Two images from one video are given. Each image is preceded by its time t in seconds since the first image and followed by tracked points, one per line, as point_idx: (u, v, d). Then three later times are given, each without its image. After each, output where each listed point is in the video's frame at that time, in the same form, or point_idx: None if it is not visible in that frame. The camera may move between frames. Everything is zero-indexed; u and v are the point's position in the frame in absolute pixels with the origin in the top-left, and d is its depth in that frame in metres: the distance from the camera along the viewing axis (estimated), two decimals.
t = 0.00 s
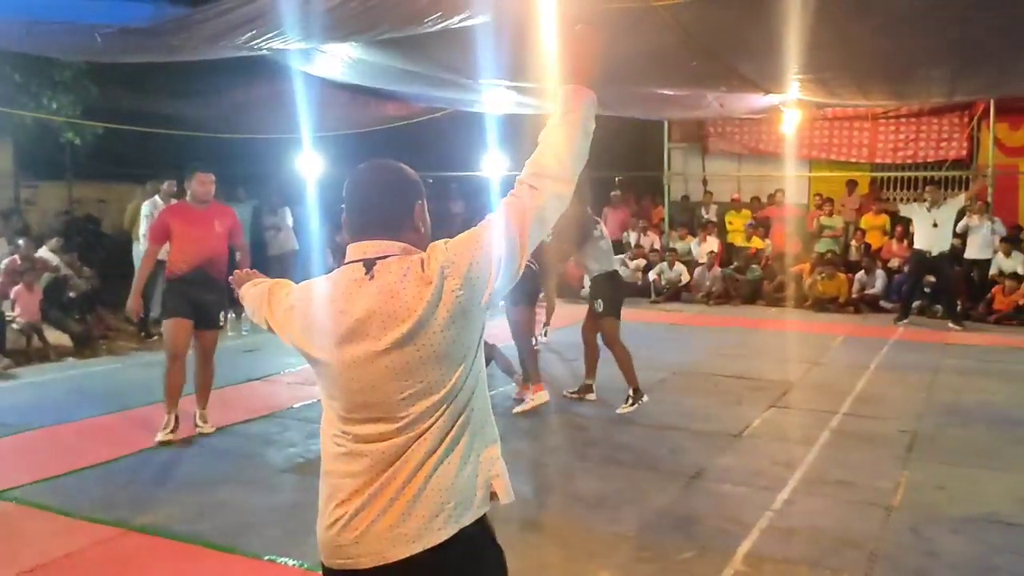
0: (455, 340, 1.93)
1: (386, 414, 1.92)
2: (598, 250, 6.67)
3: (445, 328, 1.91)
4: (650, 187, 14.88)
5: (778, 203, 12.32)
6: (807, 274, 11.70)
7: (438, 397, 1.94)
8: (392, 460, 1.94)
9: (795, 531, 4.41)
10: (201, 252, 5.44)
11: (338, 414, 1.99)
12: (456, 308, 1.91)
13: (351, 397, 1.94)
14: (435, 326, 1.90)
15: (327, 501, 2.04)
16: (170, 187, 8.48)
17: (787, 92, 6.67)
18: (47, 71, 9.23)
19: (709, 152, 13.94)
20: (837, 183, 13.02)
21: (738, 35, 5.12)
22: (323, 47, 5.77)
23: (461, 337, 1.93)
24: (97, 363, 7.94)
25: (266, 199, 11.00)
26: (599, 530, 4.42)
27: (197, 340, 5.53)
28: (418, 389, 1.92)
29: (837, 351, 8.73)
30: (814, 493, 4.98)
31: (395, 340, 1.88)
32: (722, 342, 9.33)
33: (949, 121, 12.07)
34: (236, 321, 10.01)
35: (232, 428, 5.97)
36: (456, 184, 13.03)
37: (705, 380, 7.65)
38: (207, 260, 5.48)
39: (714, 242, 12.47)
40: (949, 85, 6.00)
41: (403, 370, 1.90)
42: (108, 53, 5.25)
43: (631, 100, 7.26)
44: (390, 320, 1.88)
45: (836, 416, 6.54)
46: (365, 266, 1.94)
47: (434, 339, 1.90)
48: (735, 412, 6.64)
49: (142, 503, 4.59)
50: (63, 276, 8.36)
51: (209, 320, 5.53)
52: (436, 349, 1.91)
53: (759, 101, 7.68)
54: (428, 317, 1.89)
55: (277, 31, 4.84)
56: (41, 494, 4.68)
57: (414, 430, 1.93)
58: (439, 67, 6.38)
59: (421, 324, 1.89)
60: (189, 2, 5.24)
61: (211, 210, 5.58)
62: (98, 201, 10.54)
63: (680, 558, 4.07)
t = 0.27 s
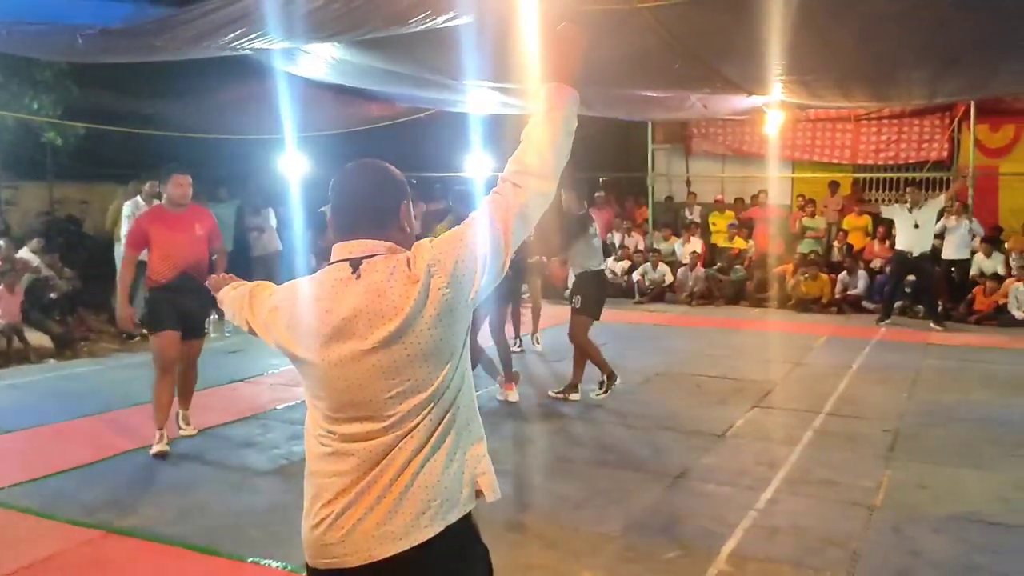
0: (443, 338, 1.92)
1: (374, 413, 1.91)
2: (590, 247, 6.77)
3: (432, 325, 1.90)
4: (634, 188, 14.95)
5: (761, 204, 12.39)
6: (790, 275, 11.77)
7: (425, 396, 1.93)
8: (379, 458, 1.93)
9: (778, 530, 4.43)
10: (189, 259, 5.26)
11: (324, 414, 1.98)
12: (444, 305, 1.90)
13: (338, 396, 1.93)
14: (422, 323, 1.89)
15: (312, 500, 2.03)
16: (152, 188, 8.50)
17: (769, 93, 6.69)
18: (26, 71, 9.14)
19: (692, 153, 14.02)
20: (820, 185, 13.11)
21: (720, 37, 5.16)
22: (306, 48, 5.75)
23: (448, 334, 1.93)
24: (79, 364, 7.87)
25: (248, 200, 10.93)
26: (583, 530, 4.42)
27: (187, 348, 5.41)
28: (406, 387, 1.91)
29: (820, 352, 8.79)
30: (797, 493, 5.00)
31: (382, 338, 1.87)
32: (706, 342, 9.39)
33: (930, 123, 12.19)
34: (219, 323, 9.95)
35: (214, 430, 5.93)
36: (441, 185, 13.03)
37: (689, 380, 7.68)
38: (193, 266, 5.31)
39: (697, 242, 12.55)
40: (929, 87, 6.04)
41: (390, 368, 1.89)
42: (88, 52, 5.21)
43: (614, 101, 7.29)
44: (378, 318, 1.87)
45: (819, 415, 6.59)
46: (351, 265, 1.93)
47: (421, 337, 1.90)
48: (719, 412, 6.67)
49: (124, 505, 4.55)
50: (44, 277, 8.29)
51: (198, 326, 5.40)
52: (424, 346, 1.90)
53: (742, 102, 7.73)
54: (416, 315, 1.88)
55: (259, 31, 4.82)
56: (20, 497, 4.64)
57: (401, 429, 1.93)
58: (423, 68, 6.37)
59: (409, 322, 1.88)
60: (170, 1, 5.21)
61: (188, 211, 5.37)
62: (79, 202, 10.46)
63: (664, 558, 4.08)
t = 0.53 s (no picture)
0: (430, 337, 1.93)
1: (361, 412, 1.92)
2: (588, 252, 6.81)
3: (420, 323, 1.90)
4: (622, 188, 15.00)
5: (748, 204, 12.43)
6: (776, 275, 11.84)
7: (412, 394, 1.94)
8: (365, 457, 1.93)
9: (764, 529, 4.46)
10: (174, 258, 5.13)
11: (310, 412, 1.98)
12: (432, 304, 1.91)
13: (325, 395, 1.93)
14: (410, 321, 1.89)
15: (297, 499, 2.02)
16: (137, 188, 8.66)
17: (756, 94, 6.73)
18: (11, 69, 9.08)
19: (679, 154, 14.08)
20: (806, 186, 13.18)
21: (707, 39, 5.19)
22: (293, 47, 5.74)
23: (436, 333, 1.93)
24: (63, 364, 7.83)
25: (234, 199, 10.89)
26: (571, 530, 4.43)
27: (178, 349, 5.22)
28: (393, 385, 1.91)
29: (806, 352, 8.84)
30: (783, 492, 5.04)
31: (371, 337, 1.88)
32: (693, 342, 9.44)
33: (915, 125, 12.28)
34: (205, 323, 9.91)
35: (201, 430, 5.91)
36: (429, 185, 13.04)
37: (676, 380, 7.71)
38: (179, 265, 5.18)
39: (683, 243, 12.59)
40: (914, 89, 6.10)
41: (378, 367, 1.89)
42: (73, 50, 5.18)
43: (602, 101, 7.32)
44: (366, 317, 1.87)
45: (804, 415, 6.63)
46: (339, 264, 1.93)
47: (409, 336, 1.90)
48: (705, 412, 6.70)
49: (109, 506, 4.53)
50: (29, 277, 8.28)
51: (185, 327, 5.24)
52: (412, 345, 1.91)
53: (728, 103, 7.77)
54: (404, 313, 1.88)
55: (246, 30, 4.81)
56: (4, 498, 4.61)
57: (389, 428, 1.93)
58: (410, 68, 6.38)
59: (398, 320, 1.88)
60: None
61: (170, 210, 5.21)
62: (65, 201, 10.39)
63: (651, 557, 4.10)
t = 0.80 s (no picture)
0: (418, 335, 1.93)
1: (349, 410, 1.91)
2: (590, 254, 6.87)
3: (408, 322, 1.90)
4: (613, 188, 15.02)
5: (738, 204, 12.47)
6: (766, 275, 11.88)
7: (399, 393, 1.93)
8: (352, 456, 1.93)
9: (753, 528, 4.47)
10: (175, 260, 5.01)
11: (297, 411, 1.97)
12: (420, 302, 1.90)
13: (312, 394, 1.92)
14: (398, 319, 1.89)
15: (283, 499, 2.01)
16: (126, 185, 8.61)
17: (746, 95, 6.74)
18: None
19: (670, 153, 14.11)
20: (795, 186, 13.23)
21: (696, 39, 5.20)
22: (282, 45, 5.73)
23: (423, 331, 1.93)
24: (51, 363, 7.79)
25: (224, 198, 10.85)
26: (560, 530, 4.43)
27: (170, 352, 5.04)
28: (381, 383, 1.91)
29: (796, 351, 8.87)
30: (772, 491, 5.05)
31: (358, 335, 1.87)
32: (683, 341, 9.47)
33: (904, 125, 12.32)
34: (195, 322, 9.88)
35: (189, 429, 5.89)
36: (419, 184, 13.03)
37: (666, 379, 7.72)
38: (180, 267, 5.03)
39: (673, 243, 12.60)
40: (902, 90, 6.13)
41: (366, 365, 1.89)
42: (60, 47, 5.16)
43: (592, 101, 7.33)
44: (354, 315, 1.87)
45: (793, 415, 6.65)
46: (326, 261, 1.92)
47: (398, 334, 1.90)
48: (695, 411, 6.71)
49: (96, 505, 4.50)
50: (16, 275, 8.23)
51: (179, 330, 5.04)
52: (400, 343, 1.90)
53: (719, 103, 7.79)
54: (392, 311, 1.88)
55: (234, 27, 4.79)
56: None
57: (376, 426, 1.92)
58: (400, 67, 6.38)
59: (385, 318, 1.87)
60: None
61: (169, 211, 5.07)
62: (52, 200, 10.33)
63: (640, 556, 4.11)
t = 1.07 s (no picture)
0: (400, 334, 1.93)
1: (332, 410, 1.91)
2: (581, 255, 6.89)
3: (390, 321, 1.90)
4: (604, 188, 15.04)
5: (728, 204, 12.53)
6: (755, 274, 11.93)
7: (382, 391, 1.94)
8: (335, 455, 1.93)
9: (742, 527, 4.49)
10: (198, 260, 4.69)
11: (279, 412, 1.97)
12: (402, 301, 1.91)
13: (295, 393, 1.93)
14: (380, 319, 1.89)
15: (267, 498, 2.02)
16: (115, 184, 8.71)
17: (737, 95, 6.77)
18: None
19: (661, 152, 14.15)
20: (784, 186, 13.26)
21: (685, 40, 5.22)
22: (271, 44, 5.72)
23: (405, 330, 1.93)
24: (39, 362, 7.76)
25: (212, 196, 10.80)
26: (549, 529, 4.44)
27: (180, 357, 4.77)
28: (364, 382, 1.91)
29: (785, 351, 8.90)
30: (761, 490, 5.07)
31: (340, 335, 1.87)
32: (673, 340, 9.49)
33: (893, 126, 12.32)
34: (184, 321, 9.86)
35: (177, 429, 5.87)
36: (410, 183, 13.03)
37: (656, 378, 7.74)
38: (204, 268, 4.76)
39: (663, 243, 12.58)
40: (891, 91, 6.16)
41: (349, 364, 1.89)
42: (50, 45, 5.15)
43: (583, 101, 7.35)
44: (336, 314, 1.87)
45: (783, 414, 6.67)
46: (308, 261, 1.93)
47: (380, 333, 1.90)
48: (685, 410, 6.72)
49: (83, 504, 4.49)
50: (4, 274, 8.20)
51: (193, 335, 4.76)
52: (382, 342, 1.91)
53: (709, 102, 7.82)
54: (374, 310, 1.88)
55: (223, 25, 4.78)
56: None
57: (359, 426, 1.93)
58: (389, 66, 6.39)
59: (367, 317, 1.88)
60: None
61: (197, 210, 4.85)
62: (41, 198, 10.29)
63: (630, 555, 4.12)
